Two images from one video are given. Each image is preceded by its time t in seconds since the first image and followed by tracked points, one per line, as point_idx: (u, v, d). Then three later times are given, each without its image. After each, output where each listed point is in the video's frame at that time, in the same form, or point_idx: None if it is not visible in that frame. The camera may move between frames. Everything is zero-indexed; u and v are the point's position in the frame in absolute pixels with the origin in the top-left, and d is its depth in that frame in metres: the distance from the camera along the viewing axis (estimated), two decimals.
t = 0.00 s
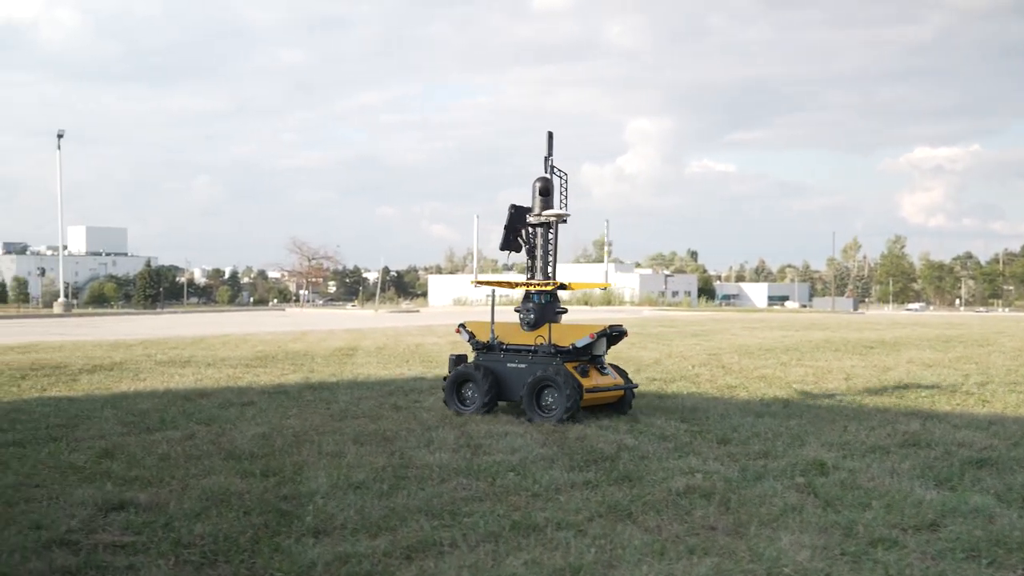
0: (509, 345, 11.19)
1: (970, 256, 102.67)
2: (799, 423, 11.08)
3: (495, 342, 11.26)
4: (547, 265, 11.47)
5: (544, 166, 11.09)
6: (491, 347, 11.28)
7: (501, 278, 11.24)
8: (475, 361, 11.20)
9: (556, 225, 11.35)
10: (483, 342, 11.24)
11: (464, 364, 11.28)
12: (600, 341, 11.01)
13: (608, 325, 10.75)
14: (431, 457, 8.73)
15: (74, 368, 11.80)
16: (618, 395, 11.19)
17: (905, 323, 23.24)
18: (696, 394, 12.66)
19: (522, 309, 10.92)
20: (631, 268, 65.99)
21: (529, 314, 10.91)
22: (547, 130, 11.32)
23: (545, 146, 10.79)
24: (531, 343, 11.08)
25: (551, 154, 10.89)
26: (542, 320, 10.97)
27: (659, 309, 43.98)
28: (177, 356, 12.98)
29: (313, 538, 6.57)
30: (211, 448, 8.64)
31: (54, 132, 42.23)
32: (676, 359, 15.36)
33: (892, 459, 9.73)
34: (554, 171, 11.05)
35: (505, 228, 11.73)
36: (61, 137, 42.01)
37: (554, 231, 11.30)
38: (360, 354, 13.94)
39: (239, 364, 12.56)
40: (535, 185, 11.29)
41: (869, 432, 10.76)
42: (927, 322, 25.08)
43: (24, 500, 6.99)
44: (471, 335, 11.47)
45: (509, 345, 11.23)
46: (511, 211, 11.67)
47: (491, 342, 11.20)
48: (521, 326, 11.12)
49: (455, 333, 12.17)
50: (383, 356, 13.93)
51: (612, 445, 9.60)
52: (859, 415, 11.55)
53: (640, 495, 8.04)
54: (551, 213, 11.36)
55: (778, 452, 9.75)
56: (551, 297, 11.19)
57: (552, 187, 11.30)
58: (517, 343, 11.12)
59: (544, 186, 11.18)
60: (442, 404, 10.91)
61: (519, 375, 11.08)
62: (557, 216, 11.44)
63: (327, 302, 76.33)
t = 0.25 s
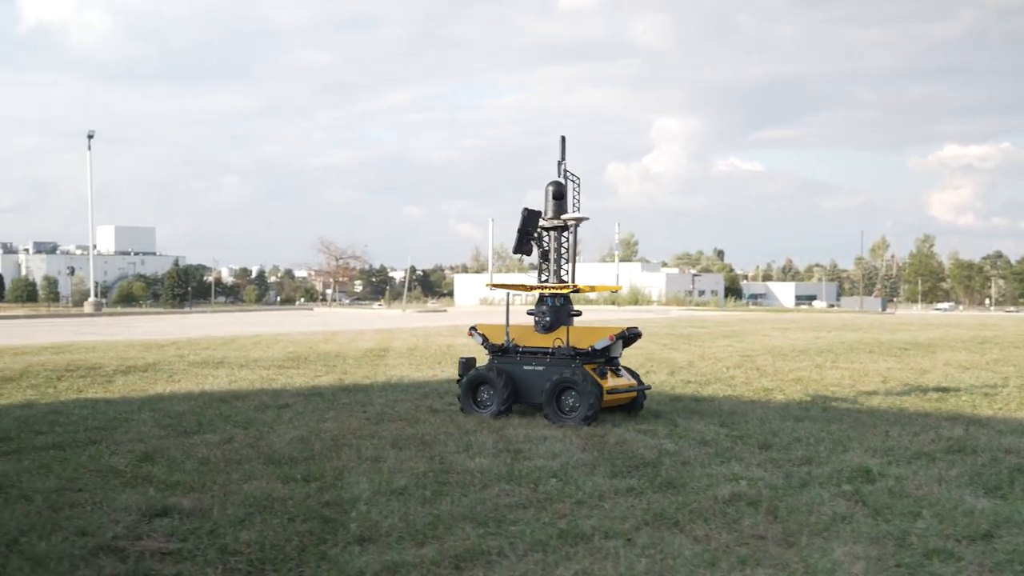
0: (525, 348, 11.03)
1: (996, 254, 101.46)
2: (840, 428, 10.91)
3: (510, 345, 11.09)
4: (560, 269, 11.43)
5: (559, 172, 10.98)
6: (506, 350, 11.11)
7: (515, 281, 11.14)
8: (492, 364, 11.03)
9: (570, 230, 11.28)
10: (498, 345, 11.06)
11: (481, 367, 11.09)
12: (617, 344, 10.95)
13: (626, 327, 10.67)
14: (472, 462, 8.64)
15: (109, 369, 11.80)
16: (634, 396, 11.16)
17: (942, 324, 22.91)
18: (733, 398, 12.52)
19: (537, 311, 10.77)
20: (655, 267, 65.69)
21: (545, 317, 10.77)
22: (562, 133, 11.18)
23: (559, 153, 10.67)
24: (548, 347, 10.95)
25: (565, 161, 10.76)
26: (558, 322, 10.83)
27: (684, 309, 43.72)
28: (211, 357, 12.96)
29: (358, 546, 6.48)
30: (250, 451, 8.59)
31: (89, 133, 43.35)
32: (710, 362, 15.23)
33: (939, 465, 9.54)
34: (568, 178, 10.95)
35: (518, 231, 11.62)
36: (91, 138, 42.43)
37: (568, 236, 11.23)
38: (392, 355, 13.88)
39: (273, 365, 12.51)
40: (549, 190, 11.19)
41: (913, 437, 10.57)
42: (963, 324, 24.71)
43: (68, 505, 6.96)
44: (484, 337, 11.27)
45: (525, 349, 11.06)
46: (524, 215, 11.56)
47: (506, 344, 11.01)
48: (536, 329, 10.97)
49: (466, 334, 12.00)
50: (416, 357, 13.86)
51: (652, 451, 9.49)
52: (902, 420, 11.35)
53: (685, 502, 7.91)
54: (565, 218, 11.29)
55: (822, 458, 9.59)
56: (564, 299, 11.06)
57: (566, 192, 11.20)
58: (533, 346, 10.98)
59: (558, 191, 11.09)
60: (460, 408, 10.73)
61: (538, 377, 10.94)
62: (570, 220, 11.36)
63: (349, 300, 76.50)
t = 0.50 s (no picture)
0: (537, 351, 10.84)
1: (1016, 253, 100.54)
2: (878, 433, 10.77)
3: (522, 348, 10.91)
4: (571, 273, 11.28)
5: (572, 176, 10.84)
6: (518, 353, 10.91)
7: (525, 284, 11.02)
8: (504, 367, 10.79)
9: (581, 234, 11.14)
10: (511, 347, 10.85)
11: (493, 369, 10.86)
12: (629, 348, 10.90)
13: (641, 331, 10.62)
14: (509, 468, 8.54)
15: (138, 370, 11.75)
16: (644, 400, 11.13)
17: (971, 325, 22.65)
18: (765, 403, 12.41)
19: (552, 315, 10.61)
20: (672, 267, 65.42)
21: (560, 320, 10.61)
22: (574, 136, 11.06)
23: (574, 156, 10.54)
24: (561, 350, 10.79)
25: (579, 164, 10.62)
26: (571, 326, 10.69)
27: (704, 310, 43.51)
28: (238, 358, 12.90)
29: (402, 555, 6.38)
30: (285, 456, 8.51)
31: (113, 132, 43.59)
32: (740, 366, 15.11)
33: (982, 472, 9.37)
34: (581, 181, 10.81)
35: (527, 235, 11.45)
36: (113, 139, 42.72)
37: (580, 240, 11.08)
38: (419, 356, 13.78)
39: (300, 367, 12.44)
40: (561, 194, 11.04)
41: (953, 443, 10.42)
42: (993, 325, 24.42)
43: (107, 512, 6.89)
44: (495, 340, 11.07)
45: (538, 351, 10.88)
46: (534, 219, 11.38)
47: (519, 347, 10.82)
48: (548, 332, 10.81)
49: (476, 334, 11.84)
50: (443, 358, 13.77)
51: (689, 458, 9.39)
52: (940, 426, 11.19)
53: (728, 511, 7.78)
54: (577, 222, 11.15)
55: (862, 464, 9.45)
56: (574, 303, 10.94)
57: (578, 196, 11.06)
58: (546, 348, 10.82)
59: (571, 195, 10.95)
60: (473, 412, 10.54)
61: (552, 381, 10.77)
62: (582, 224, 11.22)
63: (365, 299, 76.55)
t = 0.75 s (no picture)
0: (556, 356, 10.63)
1: None
2: (927, 439, 10.57)
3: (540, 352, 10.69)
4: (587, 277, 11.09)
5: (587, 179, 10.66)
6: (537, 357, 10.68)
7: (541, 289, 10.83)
8: (524, 372, 10.57)
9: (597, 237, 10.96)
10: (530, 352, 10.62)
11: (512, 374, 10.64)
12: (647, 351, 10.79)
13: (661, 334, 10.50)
14: (555, 475, 8.42)
15: (177, 373, 11.74)
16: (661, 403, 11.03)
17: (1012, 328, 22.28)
18: (808, 409, 12.24)
19: (571, 319, 10.42)
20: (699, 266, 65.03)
21: (579, 324, 10.43)
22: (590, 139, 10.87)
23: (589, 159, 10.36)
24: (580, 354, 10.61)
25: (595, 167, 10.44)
26: (590, 330, 10.52)
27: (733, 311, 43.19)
28: (276, 361, 12.87)
29: (453, 567, 6.27)
30: (329, 461, 8.45)
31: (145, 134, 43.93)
32: (779, 371, 14.94)
33: None
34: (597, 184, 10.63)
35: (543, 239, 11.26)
36: (151, 142, 43.63)
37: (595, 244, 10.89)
38: (456, 358, 13.69)
39: (338, 370, 12.39)
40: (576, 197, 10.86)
41: (1005, 450, 10.19)
42: None
43: (155, 520, 6.85)
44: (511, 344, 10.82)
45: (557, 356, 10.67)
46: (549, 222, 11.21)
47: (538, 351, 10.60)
48: (566, 336, 10.61)
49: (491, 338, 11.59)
50: (480, 361, 13.67)
51: (737, 465, 9.24)
52: (990, 432, 10.97)
53: (781, 522, 7.62)
54: (592, 225, 10.97)
55: (914, 473, 9.25)
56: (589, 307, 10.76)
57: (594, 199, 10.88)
58: (565, 352, 10.62)
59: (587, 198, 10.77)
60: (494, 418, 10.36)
61: (572, 385, 10.62)
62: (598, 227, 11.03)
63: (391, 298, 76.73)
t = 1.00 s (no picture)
0: (585, 357, 10.42)
1: None
2: (991, 444, 10.22)
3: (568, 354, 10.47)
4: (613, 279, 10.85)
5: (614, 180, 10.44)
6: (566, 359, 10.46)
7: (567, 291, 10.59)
8: (553, 375, 10.35)
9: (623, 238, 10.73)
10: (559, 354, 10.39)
11: (541, 376, 10.42)
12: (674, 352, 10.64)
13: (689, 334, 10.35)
14: (610, 480, 8.23)
15: (225, 373, 11.73)
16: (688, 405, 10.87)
17: None
18: (864, 412, 11.93)
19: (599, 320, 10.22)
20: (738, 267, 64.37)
21: (608, 325, 10.23)
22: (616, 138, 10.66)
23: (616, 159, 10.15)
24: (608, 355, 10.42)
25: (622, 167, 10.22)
26: (617, 331, 10.34)
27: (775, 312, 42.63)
28: (322, 361, 12.82)
29: (513, 573, 6.10)
30: (380, 464, 8.34)
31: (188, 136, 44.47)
32: (830, 372, 14.62)
33: None
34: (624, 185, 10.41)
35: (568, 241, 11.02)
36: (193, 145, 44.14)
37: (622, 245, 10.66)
38: (501, 359, 13.55)
39: (384, 370, 12.31)
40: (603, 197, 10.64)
41: None
42: None
43: (210, 523, 6.77)
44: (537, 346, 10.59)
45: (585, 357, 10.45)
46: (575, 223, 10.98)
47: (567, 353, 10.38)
48: (593, 337, 10.40)
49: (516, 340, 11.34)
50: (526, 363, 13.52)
51: (795, 470, 8.98)
52: None
53: (847, 529, 7.36)
54: (619, 227, 10.74)
55: (981, 479, 8.92)
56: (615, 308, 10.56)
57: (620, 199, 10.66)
58: (594, 354, 10.41)
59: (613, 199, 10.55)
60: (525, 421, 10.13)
61: (602, 386, 10.43)
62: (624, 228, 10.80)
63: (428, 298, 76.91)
